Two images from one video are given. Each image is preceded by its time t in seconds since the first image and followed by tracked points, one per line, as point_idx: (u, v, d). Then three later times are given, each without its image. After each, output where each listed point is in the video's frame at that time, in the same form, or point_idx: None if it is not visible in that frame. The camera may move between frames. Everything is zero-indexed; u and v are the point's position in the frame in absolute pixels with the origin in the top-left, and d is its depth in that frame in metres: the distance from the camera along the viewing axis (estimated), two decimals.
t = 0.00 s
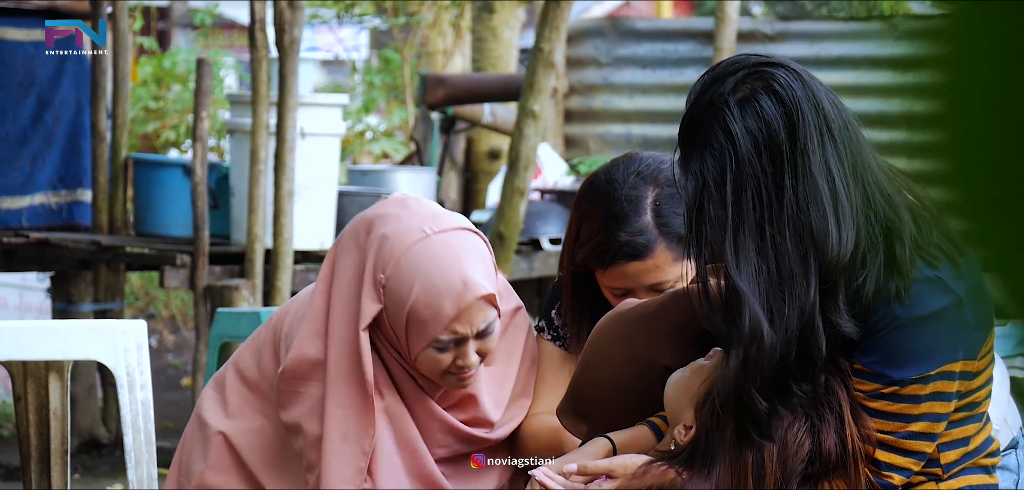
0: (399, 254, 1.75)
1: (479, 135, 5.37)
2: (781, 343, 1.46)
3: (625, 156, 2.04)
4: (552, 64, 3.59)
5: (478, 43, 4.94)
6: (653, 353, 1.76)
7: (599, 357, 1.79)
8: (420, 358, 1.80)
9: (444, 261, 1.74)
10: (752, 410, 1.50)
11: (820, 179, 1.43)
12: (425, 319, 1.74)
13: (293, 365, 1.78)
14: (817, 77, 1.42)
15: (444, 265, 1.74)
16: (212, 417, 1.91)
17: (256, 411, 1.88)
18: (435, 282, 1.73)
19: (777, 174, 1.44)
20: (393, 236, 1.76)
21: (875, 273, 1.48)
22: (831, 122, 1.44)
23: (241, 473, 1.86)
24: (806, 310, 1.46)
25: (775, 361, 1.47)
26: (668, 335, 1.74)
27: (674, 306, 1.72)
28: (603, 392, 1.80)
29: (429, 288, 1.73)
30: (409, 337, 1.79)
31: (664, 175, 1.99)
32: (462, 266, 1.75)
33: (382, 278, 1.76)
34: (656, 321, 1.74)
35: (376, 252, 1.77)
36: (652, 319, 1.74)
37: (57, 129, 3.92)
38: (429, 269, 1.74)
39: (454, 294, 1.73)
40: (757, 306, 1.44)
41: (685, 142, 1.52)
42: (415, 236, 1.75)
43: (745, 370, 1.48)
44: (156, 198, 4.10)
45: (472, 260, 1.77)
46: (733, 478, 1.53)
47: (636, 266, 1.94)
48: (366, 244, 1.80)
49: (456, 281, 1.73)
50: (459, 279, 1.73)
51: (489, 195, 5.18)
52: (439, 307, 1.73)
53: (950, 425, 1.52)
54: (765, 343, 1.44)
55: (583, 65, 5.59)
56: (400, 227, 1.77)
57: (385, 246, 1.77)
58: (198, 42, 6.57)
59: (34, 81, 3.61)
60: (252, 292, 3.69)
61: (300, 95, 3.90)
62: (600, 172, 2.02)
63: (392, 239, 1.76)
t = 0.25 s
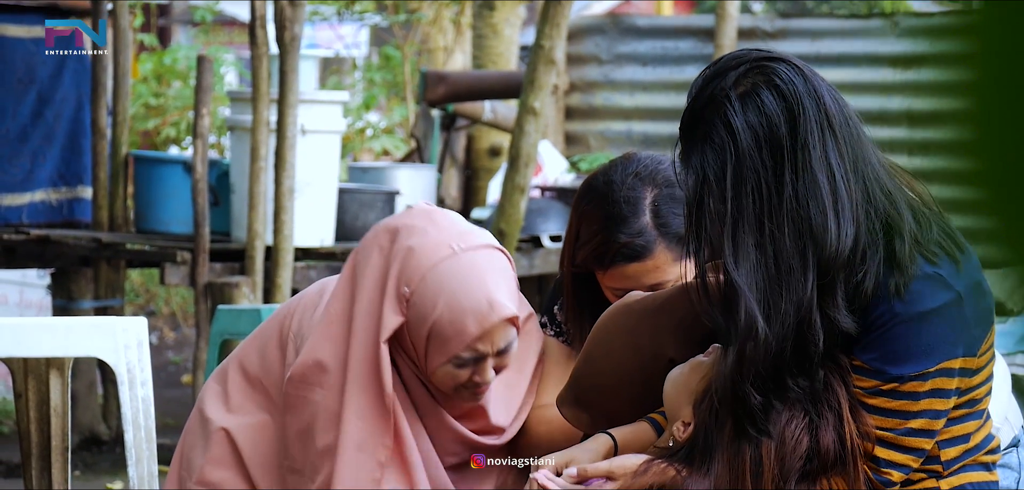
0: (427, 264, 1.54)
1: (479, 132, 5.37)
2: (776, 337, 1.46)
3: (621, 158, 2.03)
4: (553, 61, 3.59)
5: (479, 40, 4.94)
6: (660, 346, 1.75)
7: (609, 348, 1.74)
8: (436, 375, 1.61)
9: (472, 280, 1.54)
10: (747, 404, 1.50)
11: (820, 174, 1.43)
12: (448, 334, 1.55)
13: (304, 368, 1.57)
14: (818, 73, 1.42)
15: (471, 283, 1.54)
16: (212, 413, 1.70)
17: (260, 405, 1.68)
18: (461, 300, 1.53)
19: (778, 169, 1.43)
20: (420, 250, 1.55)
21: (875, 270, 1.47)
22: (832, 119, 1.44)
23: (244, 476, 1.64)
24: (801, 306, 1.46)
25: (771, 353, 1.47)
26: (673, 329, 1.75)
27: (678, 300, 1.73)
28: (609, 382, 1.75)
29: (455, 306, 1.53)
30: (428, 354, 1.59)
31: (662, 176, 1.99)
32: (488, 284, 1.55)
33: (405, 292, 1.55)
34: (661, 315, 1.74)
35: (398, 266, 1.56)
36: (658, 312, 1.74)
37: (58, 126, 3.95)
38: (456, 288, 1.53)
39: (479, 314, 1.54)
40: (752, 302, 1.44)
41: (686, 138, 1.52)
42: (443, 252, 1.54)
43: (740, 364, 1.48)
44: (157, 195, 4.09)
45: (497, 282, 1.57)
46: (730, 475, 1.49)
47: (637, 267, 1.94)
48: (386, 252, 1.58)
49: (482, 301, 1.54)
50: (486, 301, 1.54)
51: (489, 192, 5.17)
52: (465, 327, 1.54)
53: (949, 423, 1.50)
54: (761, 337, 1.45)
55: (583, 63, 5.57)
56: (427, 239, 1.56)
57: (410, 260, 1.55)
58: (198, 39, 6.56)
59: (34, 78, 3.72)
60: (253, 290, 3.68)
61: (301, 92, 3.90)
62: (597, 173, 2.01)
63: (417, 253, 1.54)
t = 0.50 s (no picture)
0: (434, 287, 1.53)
1: (477, 130, 5.37)
2: (771, 336, 1.46)
3: (627, 155, 2.03)
4: (550, 59, 3.60)
5: (477, 38, 4.95)
6: (657, 341, 1.74)
7: (604, 347, 1.76)
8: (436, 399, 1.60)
9: (476, 306, 1.53)
10: (744, 403, 1.50)
11: (815, 173, 1.42)
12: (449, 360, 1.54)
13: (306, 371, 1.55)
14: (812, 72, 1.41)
15: (476, 309, 1.53)
16: (212, 410, 1.68)
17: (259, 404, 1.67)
18: (465, 326, 1.52)
19: (772, 167, 1.43)
20: (426, 273, 1.54)
21: (870, 268, 1.46)
22: (827, 118, 1.43)
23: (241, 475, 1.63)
24: (798, 304, 1.45)
25: (767, 353, 1.47)
26: (673, 326, 1.72)
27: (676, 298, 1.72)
28: (606, 378, 1.76)
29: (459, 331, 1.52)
30: (428, 377, 1.58)
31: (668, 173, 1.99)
32: (493, 311, 1.54)
33: (409, 314, 1.54)
34: (660, 311, 1.74)
35: (404, 287, 1.55)
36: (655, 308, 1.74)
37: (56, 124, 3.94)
38: (460, 315, 1.52)
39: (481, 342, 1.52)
40: (750, 303, 1.44)
41: (681, 137, 1.51)
42: (450, 276, 1.54)
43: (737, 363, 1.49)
44: (155, 193, 4.08)
45: (501, 311, 1.56)
46: (727, 474, 1.49)
47: (641, 264, 1.95)
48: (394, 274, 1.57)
49: (484, 330, 1.53)
50: (489, 331, 1.53)
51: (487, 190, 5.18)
52: (467, 356, 1.53)
53: (947, 420, 1.49)
54: (755, 337, 1.45)
55: (581, 61, 5.57)
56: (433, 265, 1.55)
57: (417, 282, 1.55)
58: (196, 37, 6.56)
59: (32, 76, 3.78)
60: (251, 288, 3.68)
61: (299, 90, 3.90)
62: (602, 171, 2.02)
63: (424, 277, 1.54)
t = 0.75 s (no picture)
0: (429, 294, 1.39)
1: (473, 127, 5.38)
2: (766, 334, 1.43)
3: (629, 150, 2.02)
4: (546, 55, 3.60)
5: (473, 34, 4.95)
6: (651, 336, 1.75)
7: (599, 341, 1.75)
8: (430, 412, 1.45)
9: (471, 321, 1.37)
10: (737, 402, 1.48)
11: (808, 171, 1.39)
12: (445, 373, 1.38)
13: (300, 375, 1.45)
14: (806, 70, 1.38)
15: (470, 325, 1.37)
16: (209, 409, 1.67)
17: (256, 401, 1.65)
18: (457, 343, 1.36)
19: (765, 166, 1.40)
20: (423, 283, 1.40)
21: (863, 266, 1.45)
22: (820, 116, 1.40)
23: (235, 473, 1.62)
24: (791, 303, 1.42)
25: (762, 351, 1.44)
26: (668, 320, 1.74)
27: (668, 297, 1.72)
28: (600, 374, 1.76)
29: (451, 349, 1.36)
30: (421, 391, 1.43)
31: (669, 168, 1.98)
32: (489, 329, 1.38)
33: (403, 327, 1.40)
34: (652, 309, 1.75)
35: (399, 299, 1.41)
36: (647, 307, 1.75)
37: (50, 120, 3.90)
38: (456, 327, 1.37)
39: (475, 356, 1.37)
40: (741, 301, 1.41)
41: (673, 135, 1.47)
42: (444, 292, 1.38)
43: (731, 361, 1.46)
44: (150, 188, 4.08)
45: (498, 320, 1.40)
46: (722, 473, 1.48)
47: (639, 261, 1.95)
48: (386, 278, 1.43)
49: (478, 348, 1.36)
50: (483, 347, 1.36)
51: (483, 186, 5.18)
52: (462, 371, 1.37)
53: (941, 417, 1.49)
54: (747, 335, 1.42)
55: (577, 57, 5.57)
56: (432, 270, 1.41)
57: (412, 294, 1.40)
58: (192, 33, 6.56)
59: (29, 71, 3.61)
60: (247, 284, 3.68)
61: (295, 86, 3.89)
62: (603, 165, 2.02)
63: (419, 289, 1.39)
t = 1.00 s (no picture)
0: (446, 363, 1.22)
1: (472, 127, 5.38)
2: (762, 336, 1.39)
3: (632, 159, 2.04)
4: (545, 55, 3.60)
5: (471, 35, 4.95)
6: (650, 336, 1.74)
7: (598, 341, 1.73)
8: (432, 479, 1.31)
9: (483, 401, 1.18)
10: (731, 402, 1.44)
11: (805, 171, 1.36)
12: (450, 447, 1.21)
13: (311, 409, 1.33)
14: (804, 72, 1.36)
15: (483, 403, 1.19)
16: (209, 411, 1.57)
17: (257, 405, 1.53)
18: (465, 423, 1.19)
19: (762, 167, 1.36)
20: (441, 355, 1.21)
21: (861, 266, 1.44)
22: (817, 116, 1.38)
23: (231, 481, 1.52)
24: (788, 304, 1.38)
25: (757, 353, 1.40)
26: (666, 320, 1.73)
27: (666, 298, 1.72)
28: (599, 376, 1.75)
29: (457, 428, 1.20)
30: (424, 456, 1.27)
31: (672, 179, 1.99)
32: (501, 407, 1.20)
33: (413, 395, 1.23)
34: (652, 310, 1.74)
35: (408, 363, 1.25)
36: (646, 308, 1.74)
37: (48, 120, 3.81)
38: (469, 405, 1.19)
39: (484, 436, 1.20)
40: (738, 302, 1.36)
41: (669, 136, 1.43)
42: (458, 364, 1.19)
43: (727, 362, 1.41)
44: (148, 189, 4.10)
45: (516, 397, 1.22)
46: (721, 474, 1.44)
47: (641, 273, 1.94)
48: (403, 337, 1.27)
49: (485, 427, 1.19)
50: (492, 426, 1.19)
51: (482, 186, 5.18)
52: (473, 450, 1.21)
53: (940, 417, 1.49)
54: (743, 335, 1.38)
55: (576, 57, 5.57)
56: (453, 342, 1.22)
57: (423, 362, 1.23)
58: (190, 34, 6.56)
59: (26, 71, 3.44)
60: (246, 284, 3.68)
61: (293, 86, 3.89)
62: (605, 174, 2.03)
63: (432, 361, 1.21)
